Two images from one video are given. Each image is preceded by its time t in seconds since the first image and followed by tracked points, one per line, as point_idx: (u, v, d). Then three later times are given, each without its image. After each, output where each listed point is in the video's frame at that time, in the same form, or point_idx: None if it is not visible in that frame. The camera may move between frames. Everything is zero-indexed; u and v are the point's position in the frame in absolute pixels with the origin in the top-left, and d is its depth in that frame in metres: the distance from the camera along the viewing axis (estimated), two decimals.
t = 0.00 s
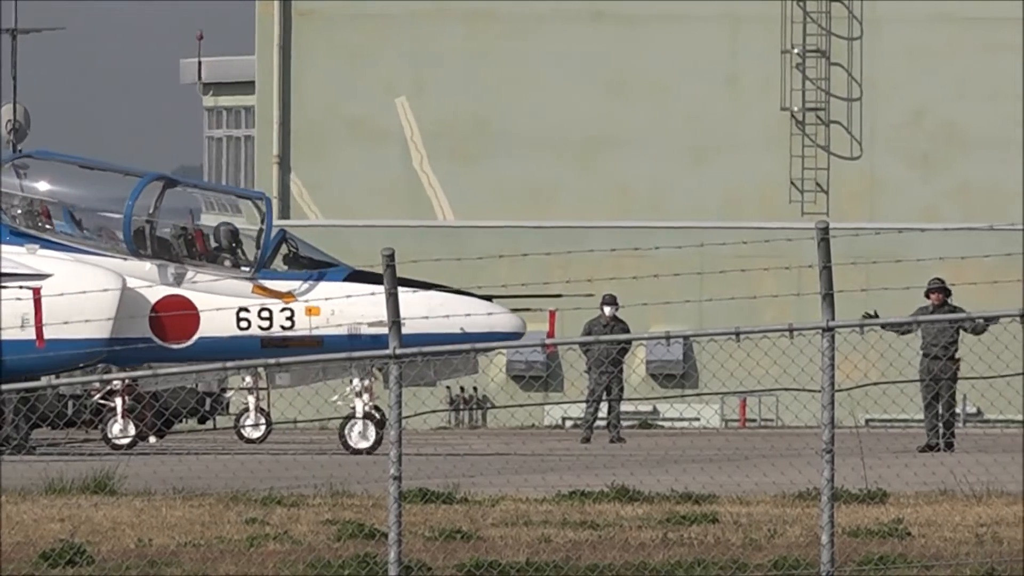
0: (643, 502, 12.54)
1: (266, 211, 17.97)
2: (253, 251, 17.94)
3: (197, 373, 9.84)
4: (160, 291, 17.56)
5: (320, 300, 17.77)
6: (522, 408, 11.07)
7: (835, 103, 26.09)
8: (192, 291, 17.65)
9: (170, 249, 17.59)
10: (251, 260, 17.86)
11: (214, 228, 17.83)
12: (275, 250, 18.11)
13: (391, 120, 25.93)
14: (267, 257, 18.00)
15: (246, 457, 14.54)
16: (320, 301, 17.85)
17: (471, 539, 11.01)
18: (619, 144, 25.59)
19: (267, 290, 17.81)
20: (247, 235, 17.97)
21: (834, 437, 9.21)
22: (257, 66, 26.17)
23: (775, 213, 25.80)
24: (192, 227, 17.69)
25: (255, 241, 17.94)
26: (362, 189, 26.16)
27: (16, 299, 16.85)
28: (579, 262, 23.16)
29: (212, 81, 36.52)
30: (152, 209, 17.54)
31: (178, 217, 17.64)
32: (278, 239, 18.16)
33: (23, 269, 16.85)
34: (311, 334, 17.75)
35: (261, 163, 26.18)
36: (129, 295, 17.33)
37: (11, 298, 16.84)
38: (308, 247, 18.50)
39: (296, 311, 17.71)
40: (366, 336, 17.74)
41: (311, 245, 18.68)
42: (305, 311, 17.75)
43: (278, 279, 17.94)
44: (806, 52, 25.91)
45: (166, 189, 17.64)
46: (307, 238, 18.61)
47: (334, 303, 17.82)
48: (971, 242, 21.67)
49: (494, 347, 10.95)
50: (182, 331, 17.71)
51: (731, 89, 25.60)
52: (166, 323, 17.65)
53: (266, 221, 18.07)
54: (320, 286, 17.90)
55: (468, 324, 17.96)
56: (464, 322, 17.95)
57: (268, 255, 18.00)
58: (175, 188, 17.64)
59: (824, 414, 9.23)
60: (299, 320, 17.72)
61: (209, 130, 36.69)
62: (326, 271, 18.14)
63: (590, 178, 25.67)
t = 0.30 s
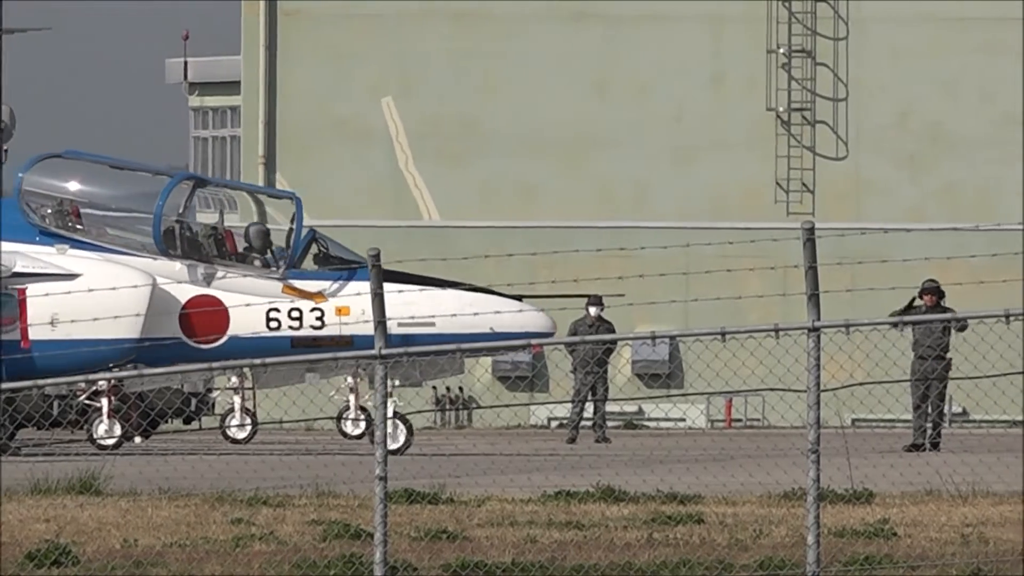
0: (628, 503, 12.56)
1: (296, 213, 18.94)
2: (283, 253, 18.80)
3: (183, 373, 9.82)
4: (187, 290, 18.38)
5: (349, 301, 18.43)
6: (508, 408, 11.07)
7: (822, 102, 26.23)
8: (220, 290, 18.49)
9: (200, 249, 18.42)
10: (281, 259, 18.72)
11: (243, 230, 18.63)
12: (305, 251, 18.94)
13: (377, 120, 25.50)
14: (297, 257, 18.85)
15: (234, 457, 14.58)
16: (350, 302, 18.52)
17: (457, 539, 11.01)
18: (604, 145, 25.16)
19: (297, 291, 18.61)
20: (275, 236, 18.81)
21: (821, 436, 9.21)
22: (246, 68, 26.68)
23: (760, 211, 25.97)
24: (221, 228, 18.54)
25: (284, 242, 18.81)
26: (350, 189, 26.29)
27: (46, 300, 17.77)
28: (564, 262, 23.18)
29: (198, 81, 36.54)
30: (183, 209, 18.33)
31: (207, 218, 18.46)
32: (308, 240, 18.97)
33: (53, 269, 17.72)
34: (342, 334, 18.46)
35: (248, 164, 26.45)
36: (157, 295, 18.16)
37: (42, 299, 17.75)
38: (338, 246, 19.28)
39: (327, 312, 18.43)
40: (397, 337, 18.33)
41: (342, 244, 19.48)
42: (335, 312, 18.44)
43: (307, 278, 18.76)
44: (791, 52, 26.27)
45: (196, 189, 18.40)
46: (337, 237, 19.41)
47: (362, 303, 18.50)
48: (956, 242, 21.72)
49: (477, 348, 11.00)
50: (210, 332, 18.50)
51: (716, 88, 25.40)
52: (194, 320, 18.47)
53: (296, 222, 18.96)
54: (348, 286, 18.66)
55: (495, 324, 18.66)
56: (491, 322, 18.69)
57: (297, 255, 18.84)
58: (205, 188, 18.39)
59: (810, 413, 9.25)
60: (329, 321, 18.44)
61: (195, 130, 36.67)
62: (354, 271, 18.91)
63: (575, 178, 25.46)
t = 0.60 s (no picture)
0: (609, 503, 12.57)
1: (324, 213, 18.55)
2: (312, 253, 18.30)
3: (163, 373, 9.80)
4: (216, 291, 18.03)
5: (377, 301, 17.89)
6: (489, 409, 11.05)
7: (802, 103, 26.24)
8: (248, 290, 18.02)
9: (227, 249, 17.97)
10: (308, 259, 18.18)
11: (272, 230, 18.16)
12: (334, 251, 18.41)
13: (356, 119, 25.71)
14: (325, 258, 18.33)
15: (216, 457, 14.57)
16: (377, 302, 17.98)
17: (438, 539, 11.02)
18: (587, 146, 25.19)
19: (325, 291, 18.06)
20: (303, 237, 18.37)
21: (801, 437, 9.23)
22: (227, 68, 26.39)
23: (741, 212, 25.81)
24: (248, 228, 18.08)
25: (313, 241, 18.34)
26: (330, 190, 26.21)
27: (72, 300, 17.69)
28: (545, 263, 23.20)
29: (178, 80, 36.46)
30: (210, 209, 17.88)
31: (236, 218, 18.02)
32: (337, 239, 18.45)
33: (82, 269, 17.63)
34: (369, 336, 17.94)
35: (229, 164, 26.27)
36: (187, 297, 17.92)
37: (70, 296, 17.73)
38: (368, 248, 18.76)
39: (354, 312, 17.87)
40: (424, 337, 18.01)
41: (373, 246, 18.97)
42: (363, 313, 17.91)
43: (335, 278, 18.21)
44: (773, 52, 26.05)
45: (225, 190, 17.96)
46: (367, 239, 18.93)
47: (390, 303, 17.97)
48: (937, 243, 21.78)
49: (458, 349, 11.03)
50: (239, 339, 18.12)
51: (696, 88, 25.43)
52: (223, 319, 18.04)
53: (324, 221, 18.55)
54: (377, 287, 18.08)
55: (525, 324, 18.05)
56: (521, 322, 18.07)
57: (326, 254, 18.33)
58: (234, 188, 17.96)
59: (791, 414, 9.27)
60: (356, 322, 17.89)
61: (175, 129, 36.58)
62: (384, 271, 18.34)
63: (557, 178, 25.44)
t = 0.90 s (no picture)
0: (590, 502, 12.59)
1: (356, 213, 18.47)
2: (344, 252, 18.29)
3: (143, 374, 9.78)
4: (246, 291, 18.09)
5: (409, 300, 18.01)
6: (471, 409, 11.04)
7: (783, 103, 26.17)
8: (279, 291, 18.08)
9: (260, 250, 18.08)
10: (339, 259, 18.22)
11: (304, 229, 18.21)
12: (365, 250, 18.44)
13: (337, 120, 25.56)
14: (358, 257, 18.33)
15: (197, 458, 14.58)
16: (409, 301, 18.11)
17: (419, 539, 11.02)
18: (566, 146, 25.08)
19: (356, 290, 18.06)
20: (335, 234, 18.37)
21: (782, 437, 9.24)
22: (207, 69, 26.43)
23: (723, 211, 25.86)
24: (280, 228, 18.15)
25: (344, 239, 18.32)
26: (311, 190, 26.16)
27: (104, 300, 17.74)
28: (525, 262, 23.18)
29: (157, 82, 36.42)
30: (241, 211, 18.05)
31: (269, 218, 18.10)
32: (369, 239, 18.50)
33: (112, 269, 17.75)
34: (401, 335, 18.02)
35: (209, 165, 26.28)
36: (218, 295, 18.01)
37: (100, 293, 17.74)
38: (399, 248, 18.77)
39: (386, 311, 17.99)
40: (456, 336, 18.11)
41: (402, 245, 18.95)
42: (395, 313, 18.00)
43: (367, 279, 18.24)
44: (753, 52, 26.09)
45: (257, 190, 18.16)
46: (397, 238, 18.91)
47: (423, 303, 18.11)
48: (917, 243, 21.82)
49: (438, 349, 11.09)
50: (274, 336, 18.19)
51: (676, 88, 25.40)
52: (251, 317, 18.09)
53: (357, 221, 18.49)
54: (409, 287, 18.21)
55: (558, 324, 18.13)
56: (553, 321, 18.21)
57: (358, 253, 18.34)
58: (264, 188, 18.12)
59: (772, 413, 9.28)
60: (389, 322, 17.99)
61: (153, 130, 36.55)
62: (415, 272, 18.46)
63: (535, 178, 25.40)
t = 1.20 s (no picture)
0: (566, 503, 12.60)
1: (386, 214, 18.53)
2: (374, 252, 18.32)
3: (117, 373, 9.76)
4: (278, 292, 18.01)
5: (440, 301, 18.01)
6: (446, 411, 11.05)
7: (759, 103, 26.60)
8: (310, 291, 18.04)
9: (288, 249, 18.06)
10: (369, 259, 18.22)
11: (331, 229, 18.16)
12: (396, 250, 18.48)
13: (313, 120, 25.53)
14: (388, 257, 18.38)
15: (173, 458, 14.55)
16: (439, 301, 18.11)
17: (394, 540, 11.02)
18: (545, 145, 24.89)
19: (388, 291, 18.14)
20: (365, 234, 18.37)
21: (758, 437, 9.27)
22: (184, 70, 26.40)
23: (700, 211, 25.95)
24: (309, 228, 18.05)
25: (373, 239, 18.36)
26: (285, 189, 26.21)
27: (130, 301, 17.60)
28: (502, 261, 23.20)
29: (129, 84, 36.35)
30: (271, 211, 18.05)
31: (298, 218, 18.06)
32: (399, 239, 18.52)
33: (141, 269, 17.53)
34: (431, 335, 18.02)
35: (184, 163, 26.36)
36: (246, 294, 17.85)
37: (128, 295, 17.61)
38: (428, 247, 18.81)
39: (417, 312, 18.03)
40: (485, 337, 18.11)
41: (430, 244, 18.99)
42: (425, 313, 18.02)
43: (398, 279, 18.30)
44: (729, 52, 26.49)
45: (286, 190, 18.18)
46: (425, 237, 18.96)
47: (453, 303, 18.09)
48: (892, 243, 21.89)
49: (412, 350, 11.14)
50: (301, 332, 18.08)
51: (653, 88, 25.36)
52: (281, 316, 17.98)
53: (386, 220, 18.53)
54: (440, 287, 18.20)
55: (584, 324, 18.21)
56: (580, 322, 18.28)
57: (388, 253, 18.38)
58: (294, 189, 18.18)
59: (747, 413, 9.31)
60: (418, 322, 18.03)
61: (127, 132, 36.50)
62: (444, 271, 18.44)
63: (515, 178, 25.20)
